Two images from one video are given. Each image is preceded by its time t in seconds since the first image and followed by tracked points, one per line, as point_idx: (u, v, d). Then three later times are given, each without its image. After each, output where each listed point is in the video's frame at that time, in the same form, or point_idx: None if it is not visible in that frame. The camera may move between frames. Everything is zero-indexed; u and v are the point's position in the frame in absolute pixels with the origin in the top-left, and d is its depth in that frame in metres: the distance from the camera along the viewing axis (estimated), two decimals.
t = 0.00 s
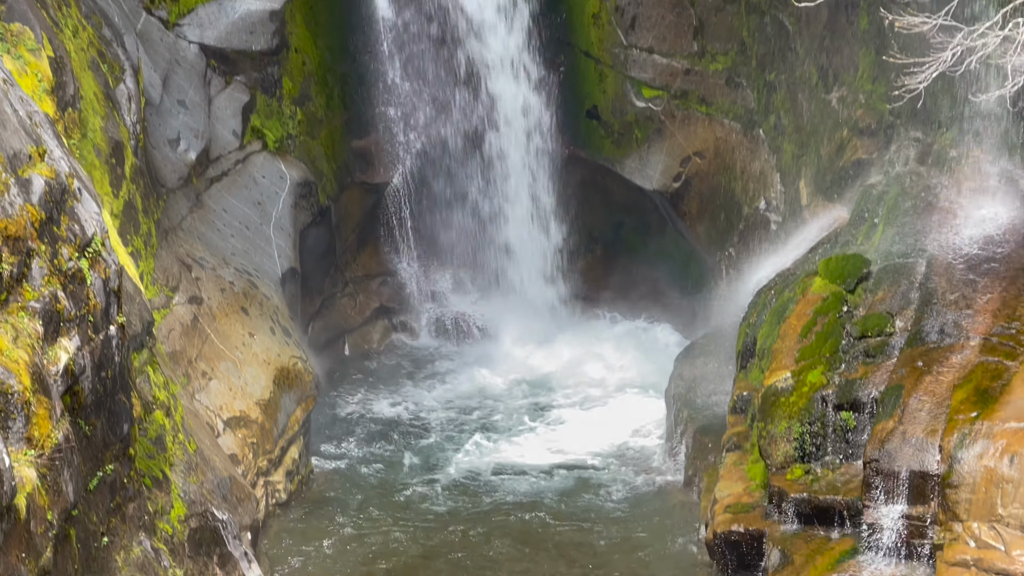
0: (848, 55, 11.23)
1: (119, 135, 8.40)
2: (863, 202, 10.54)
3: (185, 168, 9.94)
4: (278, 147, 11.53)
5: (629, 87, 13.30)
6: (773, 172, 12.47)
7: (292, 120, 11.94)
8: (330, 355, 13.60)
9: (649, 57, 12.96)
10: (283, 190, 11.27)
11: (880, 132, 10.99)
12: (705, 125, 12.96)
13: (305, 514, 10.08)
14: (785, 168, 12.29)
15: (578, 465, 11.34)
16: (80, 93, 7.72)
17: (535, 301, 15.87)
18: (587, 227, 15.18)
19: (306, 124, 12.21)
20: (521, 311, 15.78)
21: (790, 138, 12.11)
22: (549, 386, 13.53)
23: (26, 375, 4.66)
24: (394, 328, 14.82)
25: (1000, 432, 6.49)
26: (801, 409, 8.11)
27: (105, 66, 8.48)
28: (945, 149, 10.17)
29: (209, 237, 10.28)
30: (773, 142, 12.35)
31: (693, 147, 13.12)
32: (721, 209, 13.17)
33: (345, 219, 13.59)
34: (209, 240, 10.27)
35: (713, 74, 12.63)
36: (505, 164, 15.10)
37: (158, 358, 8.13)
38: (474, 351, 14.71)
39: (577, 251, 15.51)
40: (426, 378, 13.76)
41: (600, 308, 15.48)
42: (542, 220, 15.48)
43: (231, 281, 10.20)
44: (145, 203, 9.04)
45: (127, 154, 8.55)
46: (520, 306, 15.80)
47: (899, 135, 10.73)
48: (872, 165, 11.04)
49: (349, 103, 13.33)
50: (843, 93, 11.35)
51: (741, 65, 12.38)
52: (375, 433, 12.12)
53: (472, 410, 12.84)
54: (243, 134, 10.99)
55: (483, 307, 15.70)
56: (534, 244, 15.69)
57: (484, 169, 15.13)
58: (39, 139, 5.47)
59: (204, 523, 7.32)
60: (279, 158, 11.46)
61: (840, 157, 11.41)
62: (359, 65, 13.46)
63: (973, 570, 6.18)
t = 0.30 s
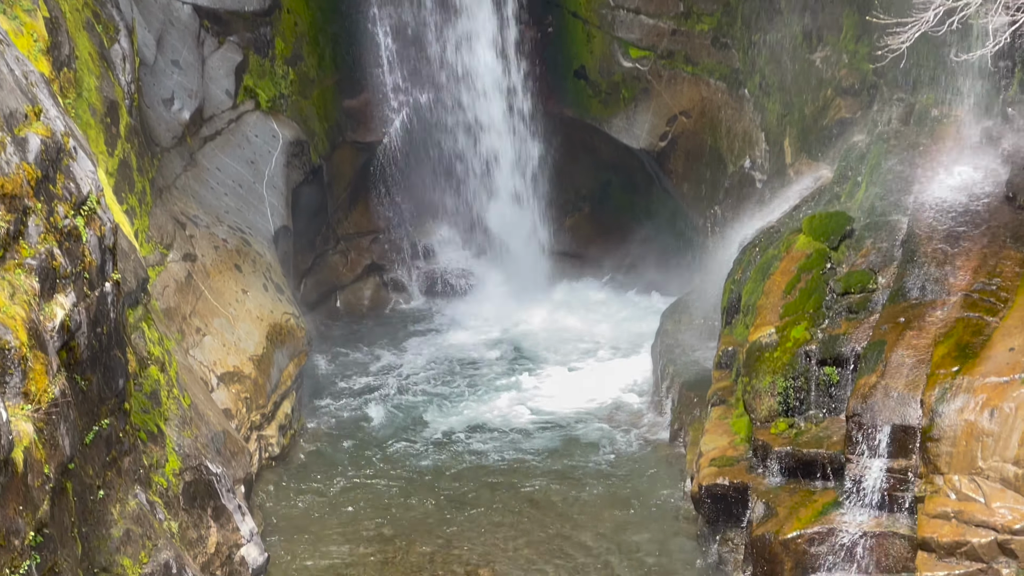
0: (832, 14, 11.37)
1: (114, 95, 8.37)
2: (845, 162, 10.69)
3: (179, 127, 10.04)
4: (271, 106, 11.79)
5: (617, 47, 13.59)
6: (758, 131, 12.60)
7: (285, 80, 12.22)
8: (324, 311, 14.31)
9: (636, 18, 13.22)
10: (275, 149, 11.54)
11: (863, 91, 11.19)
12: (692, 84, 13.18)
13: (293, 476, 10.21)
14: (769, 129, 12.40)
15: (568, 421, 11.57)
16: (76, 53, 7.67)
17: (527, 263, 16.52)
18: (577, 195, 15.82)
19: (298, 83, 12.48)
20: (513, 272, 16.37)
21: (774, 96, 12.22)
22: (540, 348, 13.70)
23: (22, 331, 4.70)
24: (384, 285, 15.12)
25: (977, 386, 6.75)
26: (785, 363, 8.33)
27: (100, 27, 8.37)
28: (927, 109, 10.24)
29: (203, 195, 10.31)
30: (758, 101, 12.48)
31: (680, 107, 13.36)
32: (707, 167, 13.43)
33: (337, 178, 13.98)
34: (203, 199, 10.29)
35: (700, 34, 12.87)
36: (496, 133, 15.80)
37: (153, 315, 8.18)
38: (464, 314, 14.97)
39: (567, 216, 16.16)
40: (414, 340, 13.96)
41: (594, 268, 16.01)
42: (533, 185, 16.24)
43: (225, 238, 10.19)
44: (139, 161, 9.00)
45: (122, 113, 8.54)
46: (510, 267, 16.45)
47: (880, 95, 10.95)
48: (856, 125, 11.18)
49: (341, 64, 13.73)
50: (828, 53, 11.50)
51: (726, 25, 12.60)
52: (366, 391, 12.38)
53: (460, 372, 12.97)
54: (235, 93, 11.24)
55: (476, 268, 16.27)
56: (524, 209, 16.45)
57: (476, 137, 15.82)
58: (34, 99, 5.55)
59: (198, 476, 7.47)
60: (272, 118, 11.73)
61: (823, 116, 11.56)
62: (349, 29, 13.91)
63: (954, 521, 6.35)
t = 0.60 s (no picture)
0: None
1: (108, 58, 8.36)
2: (827, 121, 10.83)
3: (173, 89, 10.12)
4: (262, 69, 11.66)
5: (603, 10, 13.51)
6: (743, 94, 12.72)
7: (277, 42, 12.07)
8: (315, 270, 14.23)
9: None
10: (267, 111, 11.44)
11: (844, 53, 11.22)
12: (677, 47, 13.18)
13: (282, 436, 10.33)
14: (754, 91, 12.49)
15: (555, 378, 11.76)
16: (70, 15, 7.67)
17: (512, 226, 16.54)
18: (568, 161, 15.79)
19: (289, 46, 12.32)
20: (498, 232, 16.47)
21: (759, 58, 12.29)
22: (528, 308, 13.83)
23: (18, 290, 4.76)
24: (376, 245, 15.13)
25: (957, 344, 7.12)
26: (769, 322, 8.51)
27: None
28: (908, 71, 10.66)
29: (195, 155, 10.34)
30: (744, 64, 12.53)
31: (665, 69, 13.32)
32: (693, 129, 13.37)
33: (328, 138, 13.81)
34: (195, 159, 10.33)
35: None
36: (491, 100, 15.82)
37: (147, 274, 8.20)
38: (451, 275, 15.08)
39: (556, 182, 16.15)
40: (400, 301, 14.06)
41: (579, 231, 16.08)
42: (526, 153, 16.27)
43: (218, 199, 10.20)
44: (133, 123, 8.97)
45: (116, 76, 8.52)
46: (497, 232, 16.44)
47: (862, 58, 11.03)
48: (837, 88, 11.24)
49: (331, 27, 13.56)
50: (811, 15, 11.48)
51: None
52: (355, 348, 12.55)
53: (451, 333, 13.07)
54: (228, 56, 11.18)
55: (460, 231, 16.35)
56: (516, 177, 16.51)
57: (468, 102, 15.88)
58: (30, 61, 5.56)
59: (192, 433, 7.58)
60: (264, 80, 11.61)
61: (806, 78, 11.58)
62: None
63: (934, 476, 6.64)
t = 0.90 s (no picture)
0: None
1: (104, 21, 8.70)
2: (810, 85, 11.01)
3: (167, 53, 10.26)
4: (255, 34, 11.73)
5: None
6: (727, 59, 12.85)
7: (268, 7, 12.07)
8: (306, 232, 14.21)
9: None
10: (259, 74, 11.51)
11: (826, 18, 11.71)
12: (663, 11, 13.15)
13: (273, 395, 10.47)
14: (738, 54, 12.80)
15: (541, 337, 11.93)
16: None
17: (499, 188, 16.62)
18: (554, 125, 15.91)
19: (281, 11, 12.32)
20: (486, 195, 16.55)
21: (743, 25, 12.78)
22: (515, 270, 13.97)
23: (15, 250, 4.90)
24: (366, 206, 15.42)
25: (936, 304, 7.53)
26: (752, 282, 8.68)
27: None
28: (888, 36, 10.90)
29: (190, 118, 10.48)
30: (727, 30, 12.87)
31: (651, 34, 13.26)
32: (678, 93, 13.34)
33: (320, 102, 13.80)
34: (189, 122, 10.46)
35: None
36: (484, 64, 16.02)
37: (141, 234, 8.24)
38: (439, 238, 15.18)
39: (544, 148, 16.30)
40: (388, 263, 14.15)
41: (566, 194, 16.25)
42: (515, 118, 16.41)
43: (211, 161, 10.40)
44: (128, 86, 9.27)
45: (111, 40, 8.87)
46: (488, 195, 16.52)
47: (845, 22, 11.57)
48: (819, 51, 11.72)
49: None
50: None
51: None
52: (342, 309, 12.65)
53: (444, 294, 13.24)
54: (222, 20, 11.23)
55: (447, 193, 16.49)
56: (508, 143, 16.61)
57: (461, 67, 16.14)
58: (26, 24, 5.66)
59: (187, 390, 7.72)
60: (256, 45, 11.66)
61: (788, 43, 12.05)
62: None
63: (913, 432, 7.07)
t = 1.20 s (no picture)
0: None
1: None
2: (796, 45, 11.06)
3: (155, 13, 10.34)
4: None
5: None
6: (712, 18, 12.90)
7: None
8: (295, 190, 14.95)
9: None
10: (247, 34, 12.07)
11: None
12: None
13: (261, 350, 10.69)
14: (724, 16, 12.76)
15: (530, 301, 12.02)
16: None
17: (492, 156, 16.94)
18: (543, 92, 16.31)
19: None
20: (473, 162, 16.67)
21: None
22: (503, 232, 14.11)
23: (5, 209, 4.95)
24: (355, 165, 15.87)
25: (923, 262, 7.69)
26: (738, 242, 8.94)
27: None
28: None
29: (179, 79, 10.75)
30: None
31: None
32: (665, 52, 13.45)
33: (308, 62, 14.48)
34: (179, 83, 10.72)
35: None
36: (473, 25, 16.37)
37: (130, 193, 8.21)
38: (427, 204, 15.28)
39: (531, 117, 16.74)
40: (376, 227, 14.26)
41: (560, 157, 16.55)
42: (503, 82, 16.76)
43: (200, 121, 10.64)
44: (117, 46, 9.26)
45: None
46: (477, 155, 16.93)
47: None
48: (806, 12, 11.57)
49: None
50: None
51: None
52: (331, 270, 12.84)
53: (435, 257, 13.40)
54: None
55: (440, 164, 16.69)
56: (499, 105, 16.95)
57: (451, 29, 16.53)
58: None
59: (176, 349, 7.81)
60: (244, 6, 12.20)
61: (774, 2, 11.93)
62: None
63: (898, 391, 7.29)
